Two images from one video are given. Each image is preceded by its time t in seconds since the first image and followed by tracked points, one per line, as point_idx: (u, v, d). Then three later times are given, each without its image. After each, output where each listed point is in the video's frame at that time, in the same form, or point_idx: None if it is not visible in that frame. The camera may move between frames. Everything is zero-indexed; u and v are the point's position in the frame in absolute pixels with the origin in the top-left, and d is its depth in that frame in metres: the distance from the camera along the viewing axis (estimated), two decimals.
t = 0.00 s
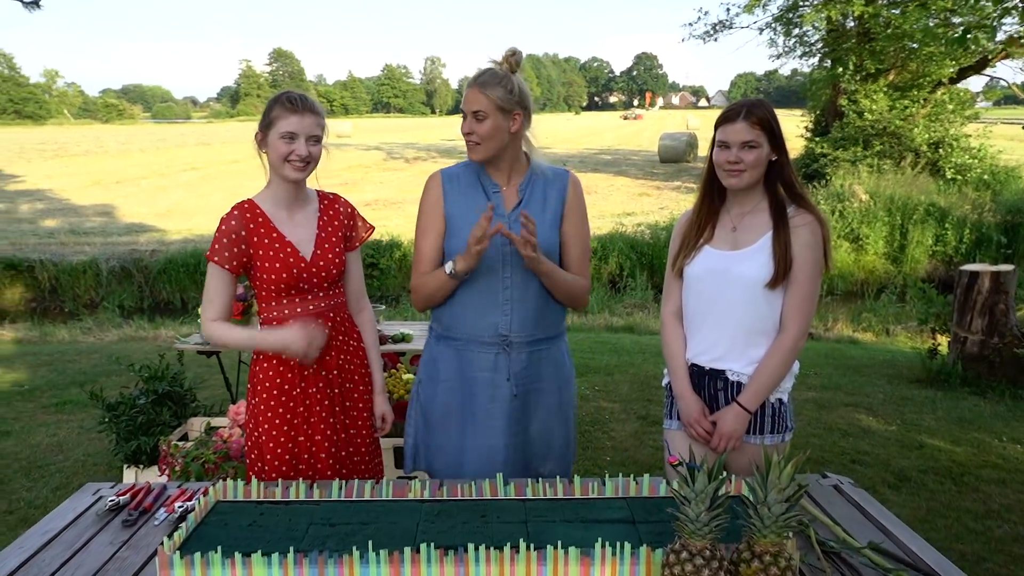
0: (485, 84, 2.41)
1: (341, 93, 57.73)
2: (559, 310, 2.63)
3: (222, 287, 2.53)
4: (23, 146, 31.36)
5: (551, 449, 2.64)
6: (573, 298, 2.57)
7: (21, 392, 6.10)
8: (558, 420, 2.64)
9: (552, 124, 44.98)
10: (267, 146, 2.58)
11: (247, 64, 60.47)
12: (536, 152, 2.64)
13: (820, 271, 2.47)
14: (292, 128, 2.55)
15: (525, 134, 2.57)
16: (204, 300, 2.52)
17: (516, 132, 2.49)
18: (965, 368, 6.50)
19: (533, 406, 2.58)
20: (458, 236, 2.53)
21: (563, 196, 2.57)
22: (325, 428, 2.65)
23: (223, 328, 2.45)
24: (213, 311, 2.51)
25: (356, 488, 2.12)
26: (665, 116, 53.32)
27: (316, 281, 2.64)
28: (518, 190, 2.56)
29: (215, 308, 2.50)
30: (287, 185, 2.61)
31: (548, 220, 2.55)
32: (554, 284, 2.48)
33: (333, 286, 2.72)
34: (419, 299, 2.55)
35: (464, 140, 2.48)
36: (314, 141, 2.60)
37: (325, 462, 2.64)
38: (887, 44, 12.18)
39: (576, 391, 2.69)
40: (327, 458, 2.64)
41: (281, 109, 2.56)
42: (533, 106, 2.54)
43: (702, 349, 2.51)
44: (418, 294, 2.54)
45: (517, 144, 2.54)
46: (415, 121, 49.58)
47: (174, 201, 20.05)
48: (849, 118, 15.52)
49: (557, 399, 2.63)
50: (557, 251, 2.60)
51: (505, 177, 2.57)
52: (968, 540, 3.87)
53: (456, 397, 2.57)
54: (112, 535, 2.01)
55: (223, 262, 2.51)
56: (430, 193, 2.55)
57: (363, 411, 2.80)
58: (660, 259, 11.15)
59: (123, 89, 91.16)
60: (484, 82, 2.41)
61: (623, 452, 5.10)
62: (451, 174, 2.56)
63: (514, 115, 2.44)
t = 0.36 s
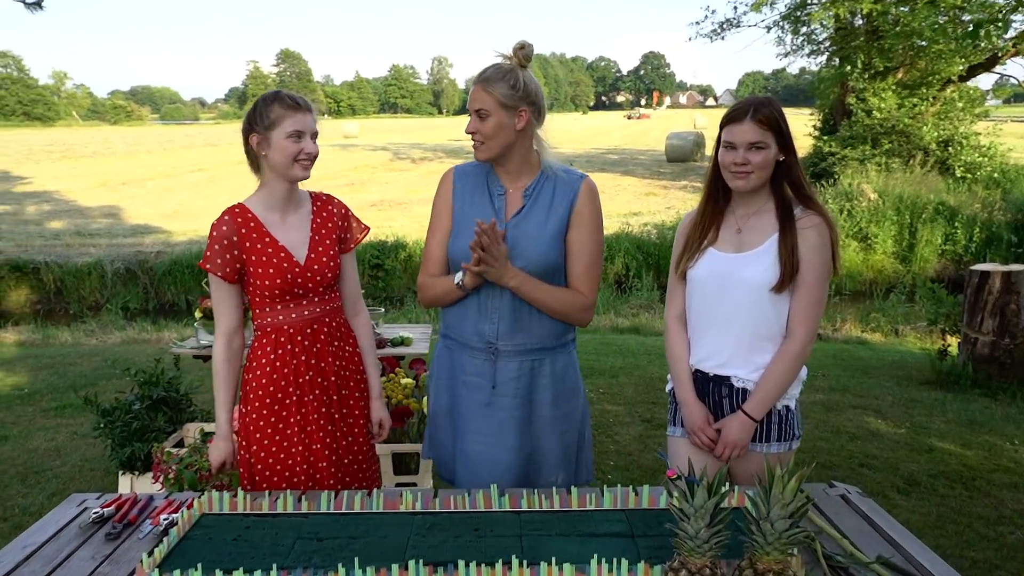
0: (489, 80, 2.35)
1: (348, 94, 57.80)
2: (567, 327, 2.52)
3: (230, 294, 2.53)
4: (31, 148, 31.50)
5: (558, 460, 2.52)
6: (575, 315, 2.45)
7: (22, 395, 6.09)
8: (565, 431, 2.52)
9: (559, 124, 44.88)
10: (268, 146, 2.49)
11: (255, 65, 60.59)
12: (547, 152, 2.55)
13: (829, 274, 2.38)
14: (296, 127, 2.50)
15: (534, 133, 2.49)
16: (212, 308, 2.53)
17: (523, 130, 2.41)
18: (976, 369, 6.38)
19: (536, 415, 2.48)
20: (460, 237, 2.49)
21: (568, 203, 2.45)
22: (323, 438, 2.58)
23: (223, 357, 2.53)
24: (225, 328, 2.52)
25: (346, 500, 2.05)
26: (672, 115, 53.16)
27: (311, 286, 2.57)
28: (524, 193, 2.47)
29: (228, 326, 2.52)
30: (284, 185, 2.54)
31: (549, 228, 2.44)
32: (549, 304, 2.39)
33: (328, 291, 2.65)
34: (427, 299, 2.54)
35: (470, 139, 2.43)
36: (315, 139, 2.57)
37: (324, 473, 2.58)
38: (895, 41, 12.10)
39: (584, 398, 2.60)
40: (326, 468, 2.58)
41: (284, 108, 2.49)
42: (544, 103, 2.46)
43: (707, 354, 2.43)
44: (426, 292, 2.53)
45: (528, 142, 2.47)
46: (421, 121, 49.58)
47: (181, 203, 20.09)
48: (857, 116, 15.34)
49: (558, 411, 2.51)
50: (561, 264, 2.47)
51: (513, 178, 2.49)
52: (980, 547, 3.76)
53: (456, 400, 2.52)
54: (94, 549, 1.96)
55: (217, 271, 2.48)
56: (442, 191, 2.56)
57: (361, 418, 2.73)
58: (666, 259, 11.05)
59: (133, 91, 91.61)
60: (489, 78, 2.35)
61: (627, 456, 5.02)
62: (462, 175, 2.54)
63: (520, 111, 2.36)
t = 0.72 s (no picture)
0: (494, 83, 2.28)
1: (353, 96, 57.83)
2: (564, 334, 2.43)
3: (220, 299, 2.45)
4: (37, 152, 31.59)
5: (564, 470, 2.45)
6: (579, 320, 2.38)
7: (22, 402, 6.05)
8: (571, 438, 2.46)
9: (563, 125, 44.79)
10: (266, 150, 2.43)
11: (259, 68, 60.67)
12: (551, 155, 2.49)
13: (841, 281, 2.32)
14: (294, 130, 2.44)
15: (539, 135, 2.43)
16: (200, 313, 2.44)
17: (528, 133, 2.36)
18: (986, 372, 6.29)
19: (540, 424, 2.41)
20: (461, 242, 2.44)
21: (572, 207, 2.39)
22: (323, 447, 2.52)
23: (212, 365, 2.45)
24: (214, 331, 2.44)
25: (342, 515, 2.00)
26: (676, 116, 53.05)
27: (308, 291, 2.51)
28: (527, 198, 2.42)
29: (216, 328, 2.44)
30: (283, 190, 2.49)
31: (553, 231, 2.38)
32: (551, 310, 2.32)
33: (326, 296, 2.59)
34: (425, 306, 2.48)
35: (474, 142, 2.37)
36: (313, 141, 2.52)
37: (324, 484, 2.52)
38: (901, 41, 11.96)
39: (585, 406, 2.54)
40: (325, 477, 2.52)
41: (281, 112, 2.43)
42: (550, 105, 2.39)
43: (713, 363, 2.38)
44: (424, 299, 2.47)
45: (533, 145, 2.41)
46: (426, 124, 49.58)
47: (185, 206, 20.09)
48: (863, 116, 15.16)
49: (561, 420, 2.44)
50: (565, 266, 2.41)
51: (518, 182, 2.44)
52: (994, 555, 3.68)
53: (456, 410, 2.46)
54: (84, 565, 1.90)
55: (212, 276, 2.40)
56: (443, 196, 2.51)
57: (360, 426, 2.67)
58: (672, 260, 10.97)
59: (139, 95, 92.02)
60: (494, 81, 2.29)
61: (633, 462, 4.94)
62: (466, 177, 2.50)
63: (525, 115, 2.30)
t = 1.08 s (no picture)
0: (488, 82, 2.22)
1: (348, 98, 57.74)
2: (570, 334, 2.41)
3: (218, 305, 2.36)
4: (32, 154, 31.44)
5: (567, 480, 2.38)
6: (584, 321, 2.34)
7: (13, 408, 5.97)
8: (573, 447, 2.40)
9: (558, 127, 44.73)
10: (256, 151, 2.37)
11: (255, 70, 60.53)
12: (545, 158, 2.43)
13: (851, 289, 2.26)
14: (284, 129, 2.37)
15: (533, 137, 2.37)
16: (201, 321, 2.35)
17: (522, 135, 2.29)
18: (987, 376, 6.24)
19: (544, 433, 2.34)
20: (459, 248, 2.34)
21: (573, 207, 2.35)
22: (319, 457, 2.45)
23: (219, 376, 2.36)
24: (215, 343, 2.35)
25: (336, 530, 1.92)
26: (672, 118, 53.07)
27: (304, 296, 2.43)
28: (525, 200, 2.36)
29: (217, 340, 2.34)
30: (276, 191, 2.42)
31: (555, 232, 2.33)
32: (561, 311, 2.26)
33: (322, 301, 2.51)
34: (422, 315, 2.37)
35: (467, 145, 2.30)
36: (303, 140, 2.45)
37: (317, 499, 2.44)
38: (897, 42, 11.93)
39: (586, 415, 2.46)
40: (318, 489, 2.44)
41: (270, 111, 2.37)
42: (543, 107, 2.34)
43: (719, 373, 2.31)
44: (422, 309, 2.36)
45: (526, 148, 2.34)
46: (422, 126, 49.48)
47: (180, 208, 19.98)
48: (860, 118, 15.01)
49: (564, 429, 2.38)
50: (566, 267, 2.37)
51: (513, 186, 2.38)
52: (1000, 564, 3.62)
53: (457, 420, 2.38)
54: None
55: (206, 280, 2.30)
56: (432, 201, 2.38)
57: (354, 435, 2.60)
58: (669, 263, 10.91)
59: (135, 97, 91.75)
60: (486, 80, 2.23)
61: (633, 468, 4.87)
62: (456, 180, 2.39)
63: (520, 116, 2.24)
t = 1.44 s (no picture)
0: (486, 84, 2.18)
1: (351, 99, 57.72)
2: (575, 334, 2.36)
3: (221, 312, 2.31)
4: (35, 156, 31.47)
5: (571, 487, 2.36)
6: (588, 322, 2.31)
7: (14, 411, 5.95)
8: (577, 451, 2.39)
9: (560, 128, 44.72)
10: (262, 156, 2.32)
11: (257, 71, 60.53)
12: (546, 158, 2.40)
13: (867, 293, 2.23)
14: (291, 134, 2.33)
15: (533, 138, 2.33)
16: (202, 328, 2.30)
17: (523, 135, 2.25)
18: (996, 378, 6.18)
19: (552, 440, 2.31)
20: (462, 250, 2.29)
21: (575, 205, 2.32)
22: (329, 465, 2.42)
23: (216, 384, 2.31)
24: (215, 350, 2.29)
25: (340, 542, 1.88)
26: (675, 118, 53.00)
27: (311, 300, 2.39)
28: (528, 201, 2.31)
29: (218, 346, 2.29)
30: (281, 196, 2.38)
31: (561, 233, 2.29)
32: (565, 309, 2.24)
33: (328, 305, 2.48)
34: (427, 322, 2.30)
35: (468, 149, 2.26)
36: (310, 144, 2.41)
37: (326, 507, 2.41)
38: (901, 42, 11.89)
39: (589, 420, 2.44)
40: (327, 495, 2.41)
41: (277, 115, 2.32)
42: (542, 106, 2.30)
43: (731, 381, 2.29)
44: (425, 315, 2.29)
45: (527, 148, 2.30)
46: (425, 127, 49.46)
47: (183, 210, 19.97)
48: (864, 118, 14.98)
49: (570, 434, 2.36)
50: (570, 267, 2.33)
51: (516, 187, 2.33)
52: (1012, 570, 3.57)
53: (462, 427, 2.33)
54: None
55: (212, 287, 2.25)
56: (429, 204, 2.32)
57: (359, 442, 2.55)
58: (673, 264, 10.84)
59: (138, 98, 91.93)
60: (484, 81, 2.18)
61: (638, 472, 4.82)
62: (455, 184, 2.34)
63: (521, 116, 2.20)
